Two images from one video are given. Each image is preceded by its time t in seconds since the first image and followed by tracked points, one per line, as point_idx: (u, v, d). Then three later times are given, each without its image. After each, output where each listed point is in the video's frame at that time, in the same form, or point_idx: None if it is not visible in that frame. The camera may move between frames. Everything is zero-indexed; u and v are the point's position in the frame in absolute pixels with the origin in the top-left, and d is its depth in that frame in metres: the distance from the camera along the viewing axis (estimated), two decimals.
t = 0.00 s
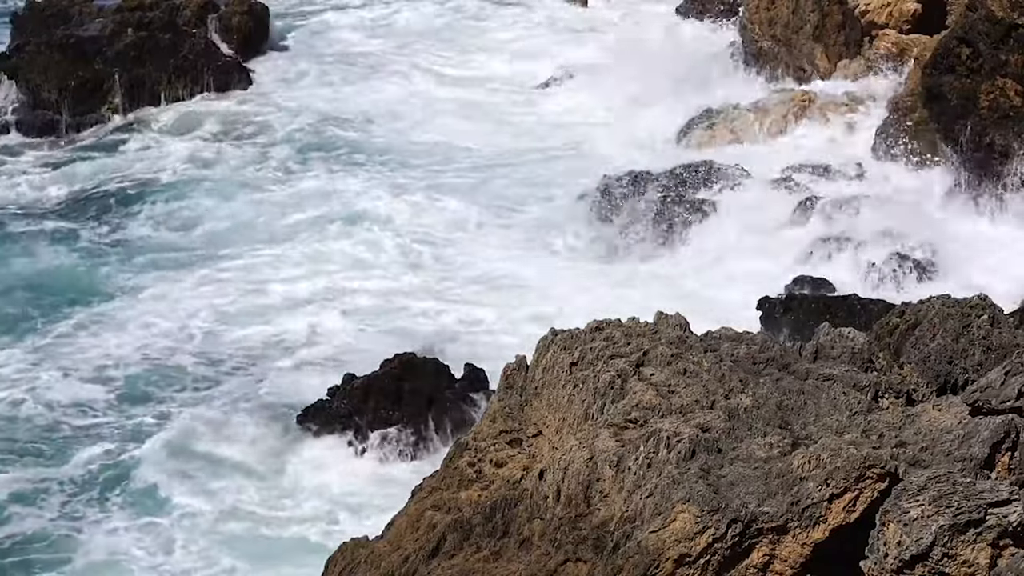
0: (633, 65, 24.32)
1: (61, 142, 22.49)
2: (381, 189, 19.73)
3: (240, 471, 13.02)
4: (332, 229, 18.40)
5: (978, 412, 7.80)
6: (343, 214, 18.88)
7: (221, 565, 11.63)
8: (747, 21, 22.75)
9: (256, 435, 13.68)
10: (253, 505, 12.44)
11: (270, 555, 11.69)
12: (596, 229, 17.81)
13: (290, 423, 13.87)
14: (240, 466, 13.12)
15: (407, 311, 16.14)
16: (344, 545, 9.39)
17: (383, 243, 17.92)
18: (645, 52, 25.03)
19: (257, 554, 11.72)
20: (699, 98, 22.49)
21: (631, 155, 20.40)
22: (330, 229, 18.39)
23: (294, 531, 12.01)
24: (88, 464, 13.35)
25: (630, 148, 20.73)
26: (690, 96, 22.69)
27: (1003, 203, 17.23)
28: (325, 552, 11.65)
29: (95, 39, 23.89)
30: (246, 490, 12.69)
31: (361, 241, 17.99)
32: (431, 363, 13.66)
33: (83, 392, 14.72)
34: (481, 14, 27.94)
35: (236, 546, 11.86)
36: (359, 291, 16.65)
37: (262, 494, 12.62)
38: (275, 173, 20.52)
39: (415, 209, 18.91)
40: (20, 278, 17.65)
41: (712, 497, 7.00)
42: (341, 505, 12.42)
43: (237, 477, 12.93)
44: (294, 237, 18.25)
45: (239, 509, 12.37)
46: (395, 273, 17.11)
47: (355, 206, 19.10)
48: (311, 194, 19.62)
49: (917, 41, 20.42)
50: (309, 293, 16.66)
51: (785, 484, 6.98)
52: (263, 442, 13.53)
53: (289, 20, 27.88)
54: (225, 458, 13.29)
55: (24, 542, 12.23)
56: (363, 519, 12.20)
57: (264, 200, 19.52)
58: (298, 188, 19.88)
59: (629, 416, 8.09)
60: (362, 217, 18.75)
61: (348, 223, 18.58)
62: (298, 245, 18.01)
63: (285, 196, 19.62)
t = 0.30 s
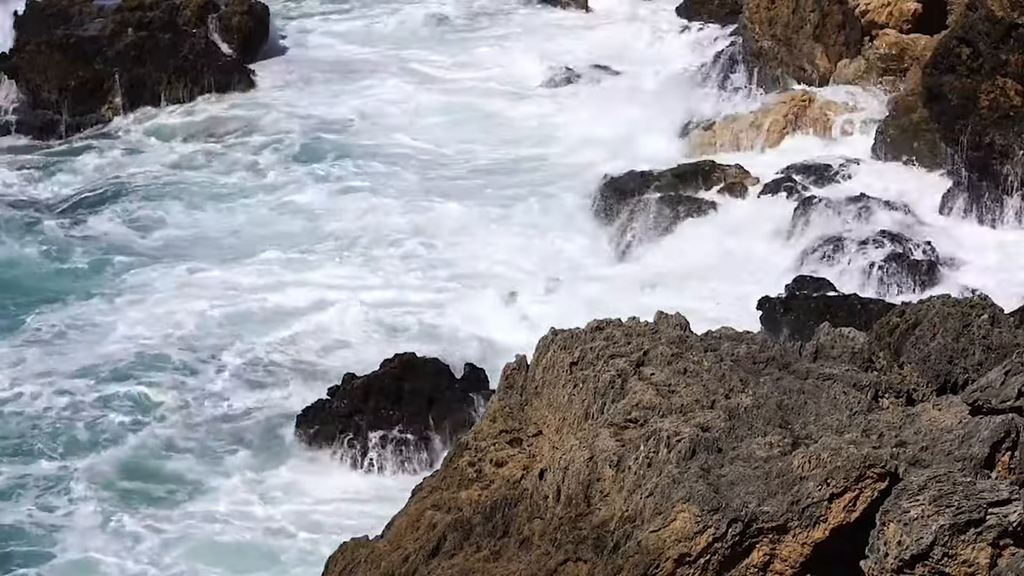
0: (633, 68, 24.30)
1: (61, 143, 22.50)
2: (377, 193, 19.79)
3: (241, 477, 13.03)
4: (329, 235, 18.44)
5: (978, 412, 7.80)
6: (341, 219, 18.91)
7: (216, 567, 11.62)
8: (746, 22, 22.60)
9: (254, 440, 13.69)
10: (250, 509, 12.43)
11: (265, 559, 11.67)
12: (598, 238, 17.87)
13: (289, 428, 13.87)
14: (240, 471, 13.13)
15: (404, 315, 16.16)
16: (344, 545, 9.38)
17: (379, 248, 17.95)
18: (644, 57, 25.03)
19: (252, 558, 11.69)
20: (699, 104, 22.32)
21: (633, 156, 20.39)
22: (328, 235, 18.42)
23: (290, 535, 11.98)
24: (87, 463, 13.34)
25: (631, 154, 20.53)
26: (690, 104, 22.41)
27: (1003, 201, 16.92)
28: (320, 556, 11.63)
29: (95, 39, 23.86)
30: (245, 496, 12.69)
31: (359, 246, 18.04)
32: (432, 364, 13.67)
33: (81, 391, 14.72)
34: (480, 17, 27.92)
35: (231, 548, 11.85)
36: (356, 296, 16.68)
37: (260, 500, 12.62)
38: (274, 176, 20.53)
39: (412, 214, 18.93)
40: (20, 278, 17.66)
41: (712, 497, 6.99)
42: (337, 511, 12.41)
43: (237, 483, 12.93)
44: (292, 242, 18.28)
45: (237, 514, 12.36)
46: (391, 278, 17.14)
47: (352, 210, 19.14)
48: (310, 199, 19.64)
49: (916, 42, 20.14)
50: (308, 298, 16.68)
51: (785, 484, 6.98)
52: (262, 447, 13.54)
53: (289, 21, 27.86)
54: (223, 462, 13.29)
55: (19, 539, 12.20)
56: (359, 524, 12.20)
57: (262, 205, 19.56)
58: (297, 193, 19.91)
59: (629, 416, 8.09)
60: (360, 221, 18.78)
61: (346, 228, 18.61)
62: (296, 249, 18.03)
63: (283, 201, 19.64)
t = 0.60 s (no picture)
0: (631, 71, 24.27)
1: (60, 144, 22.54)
2: (374, 195, 19.79)
3: (240, 481, 13.01)
4: (328, 239, 18.45)
5: (978, 412, 7.79)
6: (341, 223, 18.91)
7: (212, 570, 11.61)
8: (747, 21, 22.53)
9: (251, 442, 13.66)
10: (247, 513, 12.43)
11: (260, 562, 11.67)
12: (595, 233, 17.81)
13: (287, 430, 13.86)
14: (238, 474, 13.12)
15: (401, 317, 16.13)
16: (345, 545, 9.40)
17: (378, 251, 17.96)
18: (643, 60, 24.96)
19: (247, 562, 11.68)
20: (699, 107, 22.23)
21: (638, 157, 20.38)
22: (326, 239, 18.42)
23: (286, 539, 11.97)
24: (83, 462, 13.32)
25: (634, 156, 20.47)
26: (690, 108, 22.29)
27: (1002, 201, 16.97)
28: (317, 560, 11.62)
29: (95, 39, 23.88)
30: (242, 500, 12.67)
31: (358, 250, 18.05)
32: (431, 364, 13.64)
33: (78, 389, 14.70)
34: (479, 19, 27.88)
35: (224, 552, 11.83)
36: (354, 298, 16.69)
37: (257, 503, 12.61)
38: (271, 179, 20.53)
39: (411, 217, 18.93)
40: (18, 276, 17.68)
41: (712, 497, 7.00)
42: (334, 515, 12.41)
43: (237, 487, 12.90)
44: (290, 248, 18.27)
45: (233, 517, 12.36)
46: (388, 279, 17.11)
47: (351, 214, 19.15)
48: (308, 202, 19.65)
49: (916, 41, 19.79)
50: (306, 300, 16.67)
51: (785, 484, 6.98)
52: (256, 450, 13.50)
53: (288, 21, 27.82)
54: (221, 465, 13.29)
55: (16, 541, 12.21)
56: (354, 527, 12.20)
57: (260, 209, 19.57)
58: (295, 196, 19.90)
59: (629, 416, 8.09)
60: (358, 226, 18.77)
61: (344, 232, 18.62)
62: (294, 254, 18.06)
63: (281, 204, 19.65)
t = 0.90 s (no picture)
0: (631, 71, 24.24)
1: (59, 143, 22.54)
2: (373, 196, 19.78)
3: (240, 486, 13.03)
4: (327, 241, 18.45)
5: (978, 412, 7.79)
6: (340, 224, 18.91)
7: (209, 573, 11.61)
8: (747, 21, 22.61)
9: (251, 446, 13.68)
10: (247, 517, 12.44)
11: (258, 564, 11.67)
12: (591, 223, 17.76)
13: (287, 434, 13.87)
14: (237, 479, 13.15)
15: (399, 318, 16.11)
16: (344, 545, 9.42)
17: (377, 252, 17.96)
18: (643, 61, 24.93)
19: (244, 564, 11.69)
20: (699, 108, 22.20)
21: (637, 159, 20.40)
22: (325, 242, 18.43)
23: (284, 542, 11.98)
24: (83, 467, 13.35)
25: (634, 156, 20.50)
26: (690, 109, 22.26)
27: (1002, 200, 16.96)
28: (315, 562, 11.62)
29: (95, 39, 23.93)
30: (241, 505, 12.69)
31: (357, 251, 18.06)
32: (432, 364, 13.61)
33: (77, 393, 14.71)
34: (479, 21, 27.86)
35: (221, 555, 11.83)
36: (353, 299, 16.68)
37: (256, 508, 12.64)
38: (271, 182, 20.55)
39: (409, 217, 18.91)
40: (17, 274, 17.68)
41: (712, 497, 7.00)
42: (333, 517, 12.41)
43: (236, 492, 12.93)
44: (289, 250, 18.28)
45: (232, 522, 12.38)
46: (387, 280, 17.10)
47: (351, 216, 19.15)
48: (309, 203, 19.68)
49: (916, 41, 19.73)
50: (306, 302, 16.67)
51: (785, 484, 6.98)
52: (256, 453, 13.51)
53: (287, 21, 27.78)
54: (220, 469, 13.31)
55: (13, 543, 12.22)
56: (352, 529, 12.20)
57: (259, 211, 19.59)
58: (295, 199, 19.90)
59: (630, 416, 8.08)
60: (358, 227, 18.78)
61: (344, 234, 18.61)
62: (294, 256, 18.06)
63: (280, 207, 19.67)
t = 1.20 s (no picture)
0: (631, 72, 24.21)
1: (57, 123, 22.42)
2: (373, 198, 19.80)
3: (241, 488, 13.07)
4: (327, 242, 18.47)
5: (978, 413, 7.79)
6: (340, 226, 18.93)
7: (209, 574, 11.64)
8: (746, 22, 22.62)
9: (251, 446, 13.70)
10: (248, 521, 12.48)
11: (258, 565, 11.69)
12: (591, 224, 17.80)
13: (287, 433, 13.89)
14: (239, 480, 13.18)
15: (399, 317, 16.10)
16: (344, 546, 9.43)
17: (377, 253, 17.96)
18: (643, 61, 24.91)
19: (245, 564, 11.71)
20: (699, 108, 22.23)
21: (638, 158, 20.39)
22: (325, 241, 18.45)
23: (284, 544, 12.01)
24: (84, 463, 13.34)
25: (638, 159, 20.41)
26: (690, 108, 22.25)
27: (1004, 202, 16.83)
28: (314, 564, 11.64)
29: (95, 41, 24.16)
30: (243, 507, 12.73)
31: (357, 252, 18.06)
32: (432, 364, 13.62)
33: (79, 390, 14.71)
34: (479, 20, 27.83)
35: (221, 557, 11.86)
36: (354, 296, 16.66)
37: (258, 510, 12.67)
38: (272, 182, 20.58)
39: (409, 219, 18.94)
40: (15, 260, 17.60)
41: (713, 497, 7.00)
42: (332, 517, 12.42)
43: (237, 494, 12.96)
44: (289, 249, 18.30)
45: (233, 525, 12.41)
46: (387, 279, 17.09)
47: (350, 218, 19.19)
48: (309, 205, 19.72)
49: (917, 41, 19.80)
50: (306, 299, 16.66)
51: (785, 484, 6.98)
52: (257, 454, 13.56)
53: (287, 20, 27.78)
54: (221, 468, 13.34)
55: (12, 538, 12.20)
56: (351, 529, 12.21)
57: (259, 210, 19.60)
58: (296, 200, 19.94)
59: (630, 416, 8.09)
60: (358, 229, 18.80)
61: (343, 236, 18.61)
62: (294, 255, 18.10)
63: (280, 206, 19.70)
